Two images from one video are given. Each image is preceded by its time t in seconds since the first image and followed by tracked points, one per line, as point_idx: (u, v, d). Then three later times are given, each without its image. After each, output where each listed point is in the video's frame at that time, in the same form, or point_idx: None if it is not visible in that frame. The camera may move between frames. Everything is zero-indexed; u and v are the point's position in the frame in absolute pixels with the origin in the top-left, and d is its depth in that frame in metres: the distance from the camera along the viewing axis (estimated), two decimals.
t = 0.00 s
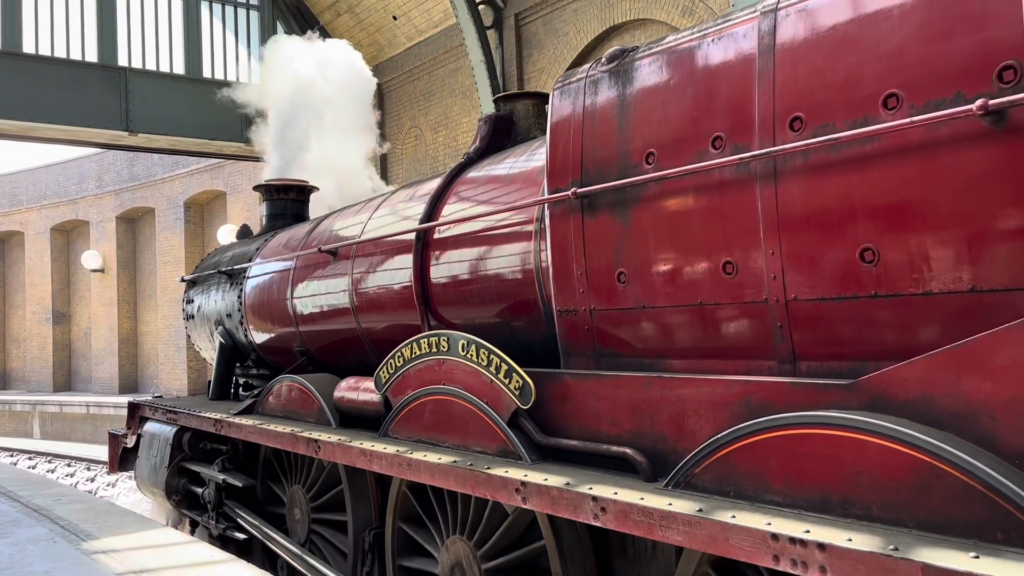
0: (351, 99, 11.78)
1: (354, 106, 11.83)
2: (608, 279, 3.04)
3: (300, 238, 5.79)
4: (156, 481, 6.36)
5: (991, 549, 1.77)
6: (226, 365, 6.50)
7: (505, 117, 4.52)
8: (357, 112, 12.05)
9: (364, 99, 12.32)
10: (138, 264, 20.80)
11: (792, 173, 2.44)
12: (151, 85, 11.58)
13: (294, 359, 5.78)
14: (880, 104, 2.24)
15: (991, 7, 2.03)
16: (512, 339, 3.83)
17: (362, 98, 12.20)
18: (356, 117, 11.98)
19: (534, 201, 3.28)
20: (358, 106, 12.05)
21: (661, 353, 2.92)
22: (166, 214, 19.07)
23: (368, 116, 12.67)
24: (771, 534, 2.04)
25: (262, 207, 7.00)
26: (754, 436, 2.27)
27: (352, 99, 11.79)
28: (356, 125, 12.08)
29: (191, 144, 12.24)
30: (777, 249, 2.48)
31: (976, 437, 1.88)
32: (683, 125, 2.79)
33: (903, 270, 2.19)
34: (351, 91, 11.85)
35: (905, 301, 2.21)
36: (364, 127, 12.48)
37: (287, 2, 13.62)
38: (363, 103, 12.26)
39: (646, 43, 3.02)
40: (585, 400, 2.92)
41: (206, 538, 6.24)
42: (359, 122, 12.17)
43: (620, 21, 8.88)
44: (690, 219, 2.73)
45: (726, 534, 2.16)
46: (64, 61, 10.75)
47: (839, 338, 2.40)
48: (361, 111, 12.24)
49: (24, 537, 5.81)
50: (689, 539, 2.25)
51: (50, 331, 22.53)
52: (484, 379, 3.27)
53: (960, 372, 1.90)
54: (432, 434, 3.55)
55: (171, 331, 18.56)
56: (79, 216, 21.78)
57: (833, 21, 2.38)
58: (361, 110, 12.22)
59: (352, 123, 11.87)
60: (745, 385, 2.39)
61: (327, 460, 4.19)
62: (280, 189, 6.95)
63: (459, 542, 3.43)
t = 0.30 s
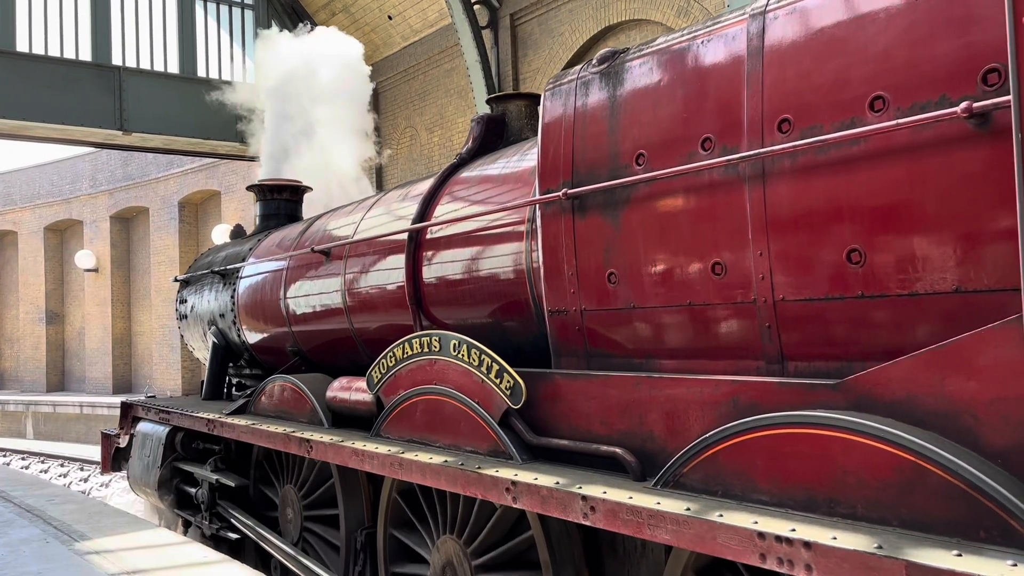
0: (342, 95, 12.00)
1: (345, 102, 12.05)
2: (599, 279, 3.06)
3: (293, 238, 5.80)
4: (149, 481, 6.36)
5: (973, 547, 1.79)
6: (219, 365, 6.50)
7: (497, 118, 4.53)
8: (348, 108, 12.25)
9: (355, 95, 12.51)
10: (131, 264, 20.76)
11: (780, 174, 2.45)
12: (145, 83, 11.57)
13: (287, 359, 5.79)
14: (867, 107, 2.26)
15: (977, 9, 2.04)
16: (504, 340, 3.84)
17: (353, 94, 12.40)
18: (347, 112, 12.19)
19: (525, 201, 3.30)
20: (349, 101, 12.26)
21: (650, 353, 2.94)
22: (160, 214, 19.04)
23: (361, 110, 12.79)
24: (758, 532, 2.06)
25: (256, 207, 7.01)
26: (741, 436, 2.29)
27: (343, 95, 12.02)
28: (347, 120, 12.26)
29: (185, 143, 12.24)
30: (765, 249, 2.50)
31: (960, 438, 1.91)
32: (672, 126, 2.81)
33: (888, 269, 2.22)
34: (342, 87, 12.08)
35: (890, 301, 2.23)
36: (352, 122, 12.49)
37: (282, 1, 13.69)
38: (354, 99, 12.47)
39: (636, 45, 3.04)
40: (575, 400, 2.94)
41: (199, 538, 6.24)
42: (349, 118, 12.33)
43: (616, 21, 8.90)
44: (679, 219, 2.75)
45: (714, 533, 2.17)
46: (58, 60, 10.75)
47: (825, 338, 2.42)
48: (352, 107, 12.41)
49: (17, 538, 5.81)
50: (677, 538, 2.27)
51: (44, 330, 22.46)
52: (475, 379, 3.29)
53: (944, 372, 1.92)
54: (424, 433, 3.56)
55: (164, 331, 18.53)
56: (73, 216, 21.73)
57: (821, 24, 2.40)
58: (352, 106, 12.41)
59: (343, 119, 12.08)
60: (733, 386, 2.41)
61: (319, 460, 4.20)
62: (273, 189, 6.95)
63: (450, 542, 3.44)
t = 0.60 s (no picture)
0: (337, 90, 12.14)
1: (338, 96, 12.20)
2: (590, 280, 3.08)
3: (287, 238, 5.81)
4: (142, 482, 6.35)
5: (956, 546, 1.81)
6: (213, 366, 6.51)
7: (489, 119, 4.54)
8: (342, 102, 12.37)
9: (350, 88, 12.62)
10: (126, 264, 20.72)
11: (768, 176, 2.47)
12: (140, 84, 11.55)
13: (281, 360, 5.80)
14: (854, 110, 2.28)
15: (962, 14, 2.06)
16: (496, 340, 3.86)
17: (348, 89, 12.49)
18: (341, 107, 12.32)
19: (517, 203, 3.31)
20: (343, 95, 12.39)
21: (640, 353, 2.96)
22: (155, 214, 19.02)
23: (355, 110, 12.83)
24: (744, 531, 2.08)
25: (250, 207, 7.01)
26: (729, 436, 2.31)
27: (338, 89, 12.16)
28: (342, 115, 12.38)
29: (180, 143, 12.24)
30: (753, 251, 2.52)
31: (943, 437, 1.93)
32: (662, 128, 2.83)
33: (874, 271, 2.24)
34: (337, 82, 12.21)
35: (876, 303, 2.26)
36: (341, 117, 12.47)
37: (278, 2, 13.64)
38: (349, 93, 12.59)
39: (627, 48, 3.06)
40: (565, 400, 2.96)
41: (193, 538, 6.23)
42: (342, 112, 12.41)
43: (612, 22, 8.92)
44: (668, 221, 2.77)
45: (701, 532, 2.19)
46: (53, 60, 10.74)
47: (812, 339, 2.44)
48: (346, 101, 12.52)
49: (10, 539, 5.81)
50: (665, 538, 2.29)
51: (38, 330, 22.40)
52: (467, 379, 3.30)
53: (928, 373, 1.94)
54: (415, 434, 3.57)
55: (159, 331, 18.50)
56: (68, 215, 21.69)
57: (809, 27, 2.42)
58: (347, 101, 12.54)
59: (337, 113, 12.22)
60: (721, 386, 2.42)
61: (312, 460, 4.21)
62: (267, 190, 6.96)
63: (442, 542, 3.45)
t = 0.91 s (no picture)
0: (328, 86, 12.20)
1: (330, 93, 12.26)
2: (580, 282, 3.10)
3: (280, 239, 5.83)
4: (135, 482, 6.35)
5: (938, 545, 1.83)
6: (206, 366, 6.51)
7: (482, 121, 4.56)
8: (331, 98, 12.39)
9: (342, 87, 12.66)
10: (121, 265, 20.69)
11: (755, 179, 2.50)
12: (135, 84, 11.56)
13: (274, 360, 5.81)
14: (839, 114, 2.31)
15: (946, 19, 2.09)
16: (487, 341, 3.88)
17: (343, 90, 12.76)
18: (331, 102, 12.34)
19: (508, 205, 3.33)
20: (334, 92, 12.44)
21: (630, 354, 2.98)
22: (150, 215, 19.01)
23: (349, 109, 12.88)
24: (730, 531, 2.10)
25: (243, 208, 7.02)
26: (716, 436, 2.33)
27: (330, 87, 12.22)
28: (331, 111, 12.40)
29: (176, 144, 12.26)
30: (741, 253, 2.54)
31: (927, 438, 1.95)
32: (651, 131, 2.85)
33: (859, 274, 2.26)
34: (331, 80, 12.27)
35: (862, 305, 2.28)
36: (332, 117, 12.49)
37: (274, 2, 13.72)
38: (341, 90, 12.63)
39: (617, 51, 3.08)
40: (556, 401, 2.97)
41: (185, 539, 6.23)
42: (331, 108, 12.42)
43: (608, 23, 8.94)
44: (658, 223, 2.79)
45: (688, 531, 2.21)
46: (48, 60, 10.74)
47: (800, 340, 2.47)
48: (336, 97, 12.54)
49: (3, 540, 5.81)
50: (653, 537, 2.31)
51: (32, 331, 22.35)
52: (458, 380, 3.32)
53: (912, 374, 1.97)
54: (407, 434, 3.59)
55: (154, 332, 18.49)
56: (62, 216, 21.65)
57: (796, 32, 2.45)
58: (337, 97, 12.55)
59: (327, 109, 12.25)
60: (709, 387, 2.45)
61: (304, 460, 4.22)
62: (261, 191, 6.97)
63: (433, 542, 3.47)
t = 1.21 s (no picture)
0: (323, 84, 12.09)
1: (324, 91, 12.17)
2: (570, 284, 3.12)
3: (273, 241, 5.84)
4: (128, 484, 6.35)
5: (918, 544, 1.86)
6: (199, 368, 6.52)
7: (473, 125, 4.58)
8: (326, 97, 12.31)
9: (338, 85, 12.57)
10: (115, 266, 20.65)
11: (741, 183, 2.52)
12: (129, 85, 11.54)
13: (267, 362, 5.82)
14: (823, 118, 2.34)
15: (927, 26, 2.12)
16: (478, 343, 3.90)
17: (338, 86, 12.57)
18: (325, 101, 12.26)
19: (499, 208, 3.35)
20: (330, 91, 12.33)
21: (619, 355, 3.01)
22: (144, 216, 18.98)
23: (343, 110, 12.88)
24: (715, 531, 2.12)
25: (236, 210, 7.02)
26: (702, 437, 2.36)
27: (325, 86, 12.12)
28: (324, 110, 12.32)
29: (170, 144, 12.23)
30: (728, 256, 2.56)
31: (907, 438, 1.98)
32: (639, 135, 2.88)
33: (843, 276, 2.29)
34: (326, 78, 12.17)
35: (845, 307, 2.31)
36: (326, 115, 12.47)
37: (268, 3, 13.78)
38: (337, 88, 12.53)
39: (606, 56, 3.11)
40: (545, 402, 3.00)
41: (178, 540, 6.22)
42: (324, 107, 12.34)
43: (603, 25, 8.96)
44: (646, 226, 2.82)
45: (673, 531, 2.24)
46: (42, 61, 10.73)
47: (786, 342, 2.49)
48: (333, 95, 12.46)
49: None
50: (640, 537, 2.33)
51: (25, 333, 22.27)
52: (448, 381, 3.34)
53: (893, 375, 2.00)
54: (399, 435, 3.60)
55: (147, 333, 18.45)
56: (56, 217, 21.61)
57: (780, 38, 2.48)
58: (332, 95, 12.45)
59: (320, 108, 12.18)
60: (695, 388, 2.47)
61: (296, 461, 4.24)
62: (254, 193, 6.98)
63: (423, 542, 3.48)
